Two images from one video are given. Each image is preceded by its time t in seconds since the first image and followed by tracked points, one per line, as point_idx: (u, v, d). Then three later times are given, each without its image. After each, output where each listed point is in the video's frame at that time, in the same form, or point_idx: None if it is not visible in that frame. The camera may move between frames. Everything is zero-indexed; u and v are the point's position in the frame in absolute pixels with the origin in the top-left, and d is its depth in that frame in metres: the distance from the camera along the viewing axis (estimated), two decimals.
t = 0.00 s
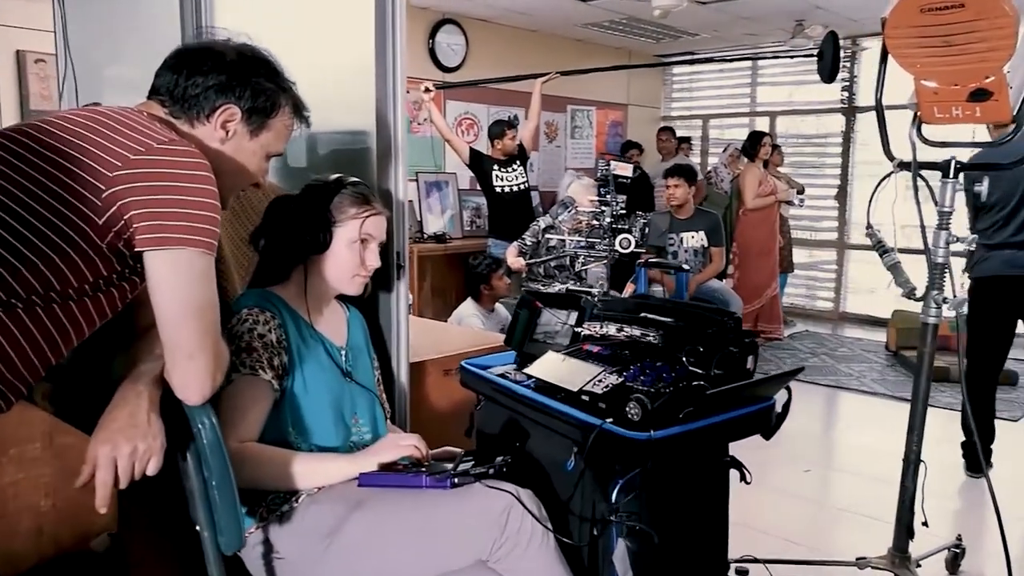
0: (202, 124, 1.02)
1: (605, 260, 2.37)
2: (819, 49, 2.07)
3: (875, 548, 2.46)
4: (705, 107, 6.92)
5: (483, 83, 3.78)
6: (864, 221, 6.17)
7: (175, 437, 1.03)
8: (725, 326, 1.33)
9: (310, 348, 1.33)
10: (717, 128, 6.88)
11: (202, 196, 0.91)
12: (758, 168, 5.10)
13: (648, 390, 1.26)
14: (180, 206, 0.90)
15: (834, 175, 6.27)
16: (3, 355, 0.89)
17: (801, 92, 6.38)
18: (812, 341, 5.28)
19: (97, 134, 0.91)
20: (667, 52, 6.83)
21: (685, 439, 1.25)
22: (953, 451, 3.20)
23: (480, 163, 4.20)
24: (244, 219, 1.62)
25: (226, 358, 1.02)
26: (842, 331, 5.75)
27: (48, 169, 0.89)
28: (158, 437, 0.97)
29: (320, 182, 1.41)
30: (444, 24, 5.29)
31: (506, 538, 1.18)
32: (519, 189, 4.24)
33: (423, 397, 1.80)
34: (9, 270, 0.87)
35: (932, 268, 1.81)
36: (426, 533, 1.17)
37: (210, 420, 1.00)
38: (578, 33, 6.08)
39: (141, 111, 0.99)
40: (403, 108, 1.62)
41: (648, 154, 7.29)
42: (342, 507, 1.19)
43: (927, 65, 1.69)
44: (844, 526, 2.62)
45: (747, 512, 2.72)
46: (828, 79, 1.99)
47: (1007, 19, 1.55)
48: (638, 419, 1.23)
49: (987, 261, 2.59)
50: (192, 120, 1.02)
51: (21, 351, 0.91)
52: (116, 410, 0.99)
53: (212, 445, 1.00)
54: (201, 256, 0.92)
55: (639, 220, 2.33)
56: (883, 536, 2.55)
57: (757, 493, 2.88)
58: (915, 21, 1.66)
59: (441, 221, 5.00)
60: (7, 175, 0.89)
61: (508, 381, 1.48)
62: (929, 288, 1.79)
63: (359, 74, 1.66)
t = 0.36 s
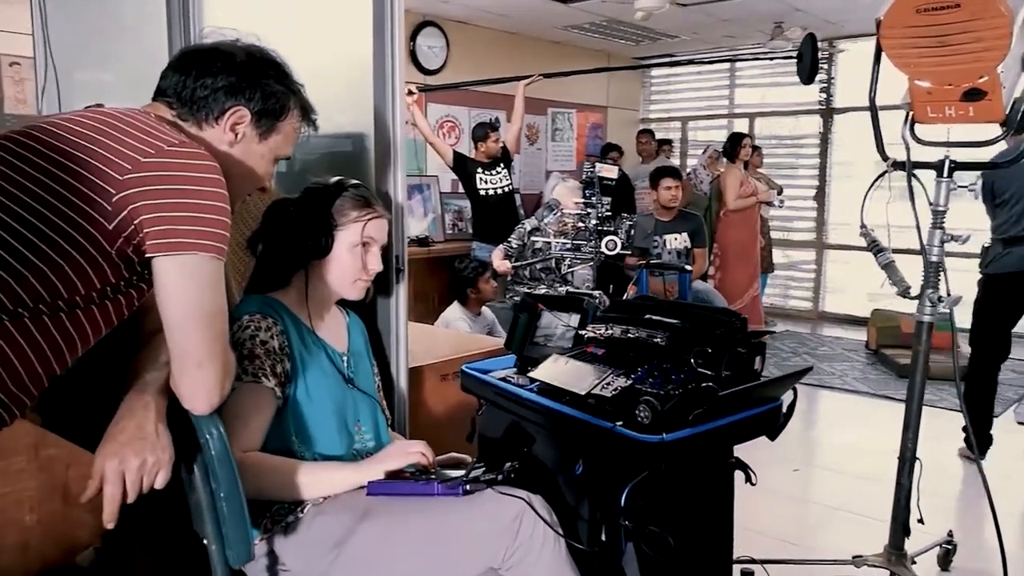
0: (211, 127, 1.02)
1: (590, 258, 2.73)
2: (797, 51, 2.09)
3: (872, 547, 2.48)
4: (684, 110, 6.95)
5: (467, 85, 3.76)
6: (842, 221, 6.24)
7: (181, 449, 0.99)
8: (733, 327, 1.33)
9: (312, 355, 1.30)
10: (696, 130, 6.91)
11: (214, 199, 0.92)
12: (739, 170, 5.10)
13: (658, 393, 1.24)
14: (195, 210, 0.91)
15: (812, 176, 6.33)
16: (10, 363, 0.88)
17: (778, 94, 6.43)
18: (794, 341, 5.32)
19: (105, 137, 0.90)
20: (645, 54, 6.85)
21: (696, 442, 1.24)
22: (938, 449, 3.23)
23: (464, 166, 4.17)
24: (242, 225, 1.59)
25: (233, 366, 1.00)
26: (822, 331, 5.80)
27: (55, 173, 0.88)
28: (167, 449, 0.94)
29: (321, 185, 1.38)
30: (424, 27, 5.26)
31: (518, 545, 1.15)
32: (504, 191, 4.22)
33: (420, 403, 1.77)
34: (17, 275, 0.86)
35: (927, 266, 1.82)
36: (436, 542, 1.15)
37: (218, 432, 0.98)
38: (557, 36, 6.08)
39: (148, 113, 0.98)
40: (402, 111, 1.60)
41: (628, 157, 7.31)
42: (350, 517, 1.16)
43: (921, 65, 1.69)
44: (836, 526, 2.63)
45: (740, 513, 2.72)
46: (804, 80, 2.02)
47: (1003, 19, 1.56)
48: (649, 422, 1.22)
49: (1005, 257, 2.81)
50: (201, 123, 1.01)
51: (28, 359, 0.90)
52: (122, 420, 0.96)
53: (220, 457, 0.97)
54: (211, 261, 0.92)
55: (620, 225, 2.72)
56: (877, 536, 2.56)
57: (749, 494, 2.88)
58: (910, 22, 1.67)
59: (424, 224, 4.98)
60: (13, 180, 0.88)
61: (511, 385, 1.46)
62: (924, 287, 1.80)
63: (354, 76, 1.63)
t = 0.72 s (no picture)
0: (191, 121, 0.99)
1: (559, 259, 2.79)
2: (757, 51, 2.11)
3: (841, 538, 2.53)
4: (645, 109, 7.01)
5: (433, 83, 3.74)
6: (800, 219, 6.36)
7: (163, 449, 0.97)
8: (710, 322, 1.34)
9: (290, 353, 1.28)
10: (657, 130, 6.97)
11: (194, 195, 0.90)
12: (701, 169, 5.13)
13: (638, 387, 1.25)
14: (177, 207, 0.89)
15: (771, 174, 6.44)
16: None
17: (739, 94, 6.53)
18: (755, 337, 5.40)
19: (84, 132, 0.89)
20: (606, 54, 6.89)
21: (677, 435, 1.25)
22: (897, 442, 3.32)
23: (429, 164, 4.15)
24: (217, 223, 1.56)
25: (213, 365, 0.98)
26: (781, 327, 5.90)
27: (34, 168, 0.87)
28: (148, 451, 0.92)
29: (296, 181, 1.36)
30: (387, 24, 5.22)
31: (502, 543, 1.12)
32: (469, 190, 4.20)
33: (395, 402, 1.76)
34: None
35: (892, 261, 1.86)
36: (421, 540, 1.13)
37: (200, 432, 0.96)
38: (519, 34, 6.08)
39: (125, 107, 0.95)
40: (376, 104, 1.58)
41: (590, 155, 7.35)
42: (332, 517, 1.15)
43: (884, 62, 1.73)
44: (802, 517, 2.68)
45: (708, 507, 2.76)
46: (765, 80, 2.06)
47: (963, 20, 1.60)
48: (631, 417, 1.22)
49: (962, 253, 2.93)
50: (180, 118, 0.99)
51: (4, 361, 0.88)
52: (101, 422, 0.94)
53: (202, 458, 0.95)
54: (193, 259, 0.90)
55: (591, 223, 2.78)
56: (843, 526, 2.61)
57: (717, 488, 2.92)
58: (876, 22, 1.71)
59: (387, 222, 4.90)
60: None
61: (489, 382, 1.45)
62: (889, 282, 1.85)
63: (328, 70, 1.61)
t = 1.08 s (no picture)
0: (188, 113, 0.99)
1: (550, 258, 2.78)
2: (746, 54, 2.11)
3: (834, 539, 2.54)
4: (635, 110, 7.03)
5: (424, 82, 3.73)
6: (788, 222, 6.39)
7: (162, 449, 0.97)
8: (708, 323, 1.35)
9: (288, 352, 1.27)
10: (647, 131, 6.98)
11: (195, 190, 0.90)
12: (691, 171, 5.13)
13: (636, 387, 1.25)
14: (177, 203, 0.88)
15: (760, 177, 6.47)
16: None
17: (728, 96, 6.55)
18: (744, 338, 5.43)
19: (83, 127, 0.88)
20: (596, 55, 6.90)
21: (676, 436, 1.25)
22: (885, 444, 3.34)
23: (420, 164, 4.14)
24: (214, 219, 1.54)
25: (213, 363, 0.97)
26: (769, 329, 5.94)
27: (34, 164, 0.86)
28: (148, 450, 0.91)
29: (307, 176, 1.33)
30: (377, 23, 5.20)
31: (502, 544, 1.12)
32: (460, 189, 4.18)
33: (390, 402, 1.76)
34: None
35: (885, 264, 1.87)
36: (421, 541, 1.12)
37: (200, 431, 0.95)
38: (510, 35, 6.08)
39: (122, 101, 0.95)
40: (372, 98, 1.58)
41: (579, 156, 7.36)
42: (332, 517, 1.14)
43: (875, 65, 1.70)
44: (792, 518, 2.69)
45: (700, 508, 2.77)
46: (753, 84, 2.06)
47: (956, 24, 1.56)
48: (631, 418, 1.22)
49: (948, 256, 2.94)
50: (177, 110, 0.98)
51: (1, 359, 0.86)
52: (100, 421, 0.93)
53: (202, 457, 0.95)
54: (193, 255, 0.89)
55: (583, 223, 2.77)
56: (836, 527, 2.63)
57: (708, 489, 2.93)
58: (870, 26, 1.66)
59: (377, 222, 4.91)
60: None
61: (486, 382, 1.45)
62: (883, 284, 1.86)
63: (324, 66, 1.60)
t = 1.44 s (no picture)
0: (197, 121, 0.97)
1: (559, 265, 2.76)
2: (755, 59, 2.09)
3: (853, 550, 2.50)
4: (643, 116, 7.00)
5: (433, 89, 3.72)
6: (799, 227, 6.35)
7: (172, 461, 0.95)
8: (726, 331, 1.32)
9: (299, 362, 1.25)
10: (656, 137, 6.96)
11: (205, 200, 0.88)
12: (701, 177, 5.10)
13: (653, 397, 1.23)
14: (187, 213, 0.86)
15: (771, 182, 6.43)
16: None
17: (739, 102, 6.51)
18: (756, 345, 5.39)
19: (91, 135, 0.86)
20: (605, 62, 6.89)
21: (694, 447, 1.23)
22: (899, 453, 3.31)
23: (430, 171, 4.12)
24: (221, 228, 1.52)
25: (223, 375, 0.95)
26: (781, 335, 5.89)
27: (41, 174, 0.85)
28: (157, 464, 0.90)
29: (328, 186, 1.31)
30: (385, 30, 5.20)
31: (517, 558, 1.08)
32: (469, 196, 4.17)
33: (401, 413, 1.74)
34: None
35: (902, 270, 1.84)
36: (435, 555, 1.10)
37: (210, 445, 0.93)
38: (518, 42, 6.08)
39: (131, 109, 0.93)
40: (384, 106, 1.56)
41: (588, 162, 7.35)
42: (345, 530, 1.13)
43: (890, 68, 1.65)
44: (808, 528, 2.66)
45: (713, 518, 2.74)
46: (762, 89, 2.03)
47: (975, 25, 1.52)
48: (648, 428, 1.20)
49: (964, 262, 2.90)
50: (185, 118, 0.97)
51: (7, 373, 0.85)
52: (108, 434, 0.91)
53: (212, 471, 0.93)
54: (203, 266, 0.88)
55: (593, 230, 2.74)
56: (853, 537, 2.59)
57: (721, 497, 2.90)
58: (884, 29, 1.61)
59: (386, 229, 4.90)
60: None
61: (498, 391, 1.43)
62: (901, 291, 1.83)
63: (334, 72, 1.58)
